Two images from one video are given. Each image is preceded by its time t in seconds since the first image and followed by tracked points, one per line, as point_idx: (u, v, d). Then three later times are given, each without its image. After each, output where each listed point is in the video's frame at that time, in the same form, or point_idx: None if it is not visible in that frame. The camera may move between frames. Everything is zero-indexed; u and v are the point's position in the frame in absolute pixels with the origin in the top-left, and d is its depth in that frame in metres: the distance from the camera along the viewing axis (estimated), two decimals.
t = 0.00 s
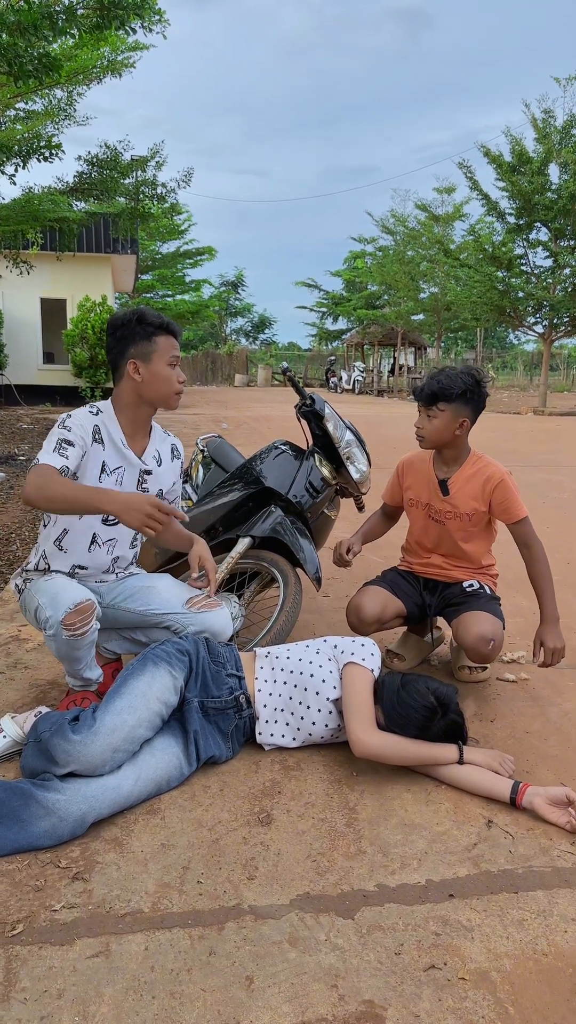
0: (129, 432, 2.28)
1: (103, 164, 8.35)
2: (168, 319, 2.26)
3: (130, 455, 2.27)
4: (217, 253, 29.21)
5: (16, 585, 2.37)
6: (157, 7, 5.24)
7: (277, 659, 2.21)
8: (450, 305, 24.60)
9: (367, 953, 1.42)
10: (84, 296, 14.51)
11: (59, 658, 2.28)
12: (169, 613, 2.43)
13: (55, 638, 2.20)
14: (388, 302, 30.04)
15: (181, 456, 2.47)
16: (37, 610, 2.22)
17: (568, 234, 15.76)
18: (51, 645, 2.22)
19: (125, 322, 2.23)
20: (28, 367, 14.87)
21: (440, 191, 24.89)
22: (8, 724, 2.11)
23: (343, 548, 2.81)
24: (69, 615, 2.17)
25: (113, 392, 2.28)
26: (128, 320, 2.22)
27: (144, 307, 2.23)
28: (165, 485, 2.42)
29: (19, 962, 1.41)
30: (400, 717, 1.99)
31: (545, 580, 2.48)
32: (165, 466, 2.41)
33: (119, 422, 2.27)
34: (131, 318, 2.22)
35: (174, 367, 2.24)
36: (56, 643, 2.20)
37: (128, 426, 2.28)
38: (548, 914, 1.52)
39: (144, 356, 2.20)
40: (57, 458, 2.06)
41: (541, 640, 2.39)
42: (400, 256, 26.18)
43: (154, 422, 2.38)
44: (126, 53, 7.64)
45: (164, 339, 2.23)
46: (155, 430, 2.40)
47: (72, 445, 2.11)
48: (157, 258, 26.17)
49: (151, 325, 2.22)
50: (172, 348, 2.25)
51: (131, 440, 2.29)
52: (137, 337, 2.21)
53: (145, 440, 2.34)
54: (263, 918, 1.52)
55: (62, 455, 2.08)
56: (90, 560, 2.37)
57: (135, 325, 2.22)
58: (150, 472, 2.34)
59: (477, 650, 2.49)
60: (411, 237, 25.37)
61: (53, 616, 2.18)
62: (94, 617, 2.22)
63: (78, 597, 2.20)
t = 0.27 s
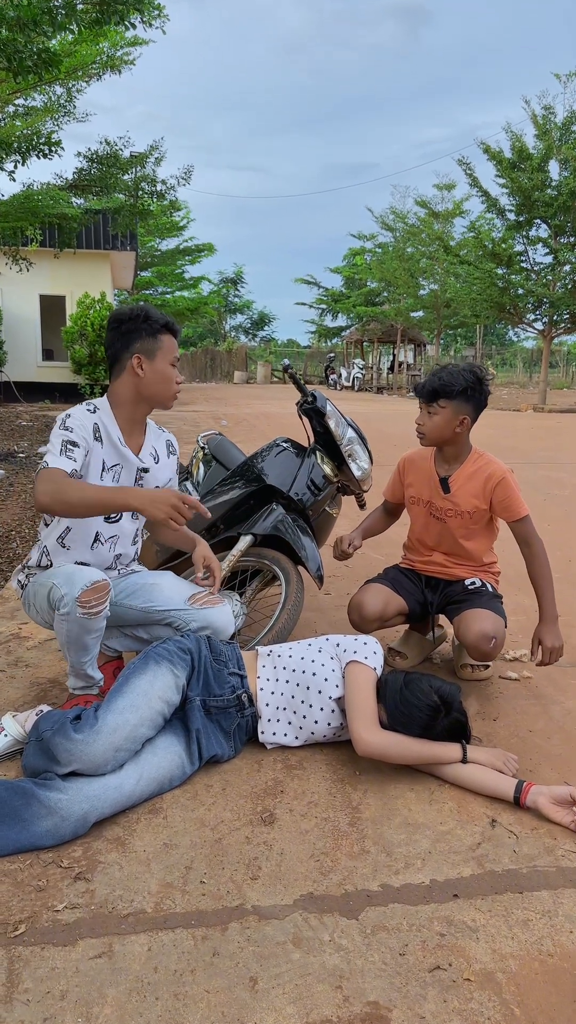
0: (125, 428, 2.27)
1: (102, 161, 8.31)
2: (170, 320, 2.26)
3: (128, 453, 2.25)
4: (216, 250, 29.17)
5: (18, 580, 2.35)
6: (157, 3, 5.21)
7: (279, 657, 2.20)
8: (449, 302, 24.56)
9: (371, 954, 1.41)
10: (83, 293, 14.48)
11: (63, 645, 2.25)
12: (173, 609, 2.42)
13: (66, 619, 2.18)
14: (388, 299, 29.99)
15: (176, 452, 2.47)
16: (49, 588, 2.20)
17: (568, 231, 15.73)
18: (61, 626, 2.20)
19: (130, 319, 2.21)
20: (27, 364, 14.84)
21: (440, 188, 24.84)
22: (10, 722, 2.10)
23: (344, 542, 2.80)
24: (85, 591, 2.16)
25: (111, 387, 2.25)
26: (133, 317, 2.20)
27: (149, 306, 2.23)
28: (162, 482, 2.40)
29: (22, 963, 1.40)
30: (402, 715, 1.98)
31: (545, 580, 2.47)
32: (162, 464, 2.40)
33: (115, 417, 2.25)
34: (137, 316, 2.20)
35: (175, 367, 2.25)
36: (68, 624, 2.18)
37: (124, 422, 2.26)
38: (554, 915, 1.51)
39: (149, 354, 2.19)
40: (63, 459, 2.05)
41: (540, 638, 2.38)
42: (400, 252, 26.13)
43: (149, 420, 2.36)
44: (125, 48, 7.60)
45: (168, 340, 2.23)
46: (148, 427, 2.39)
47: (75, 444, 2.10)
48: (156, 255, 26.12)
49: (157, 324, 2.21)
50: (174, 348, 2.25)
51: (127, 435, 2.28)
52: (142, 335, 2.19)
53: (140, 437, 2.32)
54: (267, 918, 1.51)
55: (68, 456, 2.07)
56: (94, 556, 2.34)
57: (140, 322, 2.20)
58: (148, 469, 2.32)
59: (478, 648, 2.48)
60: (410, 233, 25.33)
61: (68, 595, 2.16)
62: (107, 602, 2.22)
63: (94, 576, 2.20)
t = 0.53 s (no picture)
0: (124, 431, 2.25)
1: (102, 158, 8.29)
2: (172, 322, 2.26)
3: (127, 458, 2.24)
4: (216, 247, 29.14)
5: (20, 585, 2.35)
6: None
7: (280, 655, 2.19)
8: (449, 300, 24.53)
9: (374, 952, 1.40)
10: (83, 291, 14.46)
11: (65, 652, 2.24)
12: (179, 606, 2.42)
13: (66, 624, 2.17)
14: (388, 296, 29.96)
15: (168, 443, 2.48)
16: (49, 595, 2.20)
17: (568, 229, 15.70)
18: (61, 632, 2.19)
19: (138, 320, 2.17)
20: (27, 362, 14.83)
21: (440, 185, 24.80)
22: (11, 721, 2.10)
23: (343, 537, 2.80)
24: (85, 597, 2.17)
25: (111, 388, 2.22)
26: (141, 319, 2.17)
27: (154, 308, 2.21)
28: (161, 475, 2.43)
29: (23, 962, 1.40)
30: (403, 713, 1.97)
31: (544, 578, 2.46)
32: (158, 458, 2.41)
33: (114, 419, 2.22)
34: (145, 317, 2.17)
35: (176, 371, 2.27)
36: (68, 629, 2.18)
37: (122, 424, 2.24)
38: (556, 913, 1.51)
39: (158, 358, 2.18)
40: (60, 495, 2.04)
41: (537, 636, 2.37)
42: (400, 250, 26.09)
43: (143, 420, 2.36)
44: (124, 45, 7.57)
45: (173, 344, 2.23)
46: (142, 427, 2.38)
47: (72, 470, 2.08)
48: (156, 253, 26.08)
49: (164, 327, 2.20)
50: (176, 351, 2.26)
51: (125, 438, 2.26)
52: (150, 337, 2.17)
53: (136, 438, 2.31)
54: (268, 916, 1.51)
55: (65, 490, 2.06)
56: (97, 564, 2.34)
57: (149, 324, 2.18)
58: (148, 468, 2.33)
59: (477, 646, 2.48)
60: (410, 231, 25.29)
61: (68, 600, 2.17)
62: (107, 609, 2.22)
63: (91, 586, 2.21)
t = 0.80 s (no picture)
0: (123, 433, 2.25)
1: (101, 156, 8.27)
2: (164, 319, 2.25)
3: (132, 460, 2.24)
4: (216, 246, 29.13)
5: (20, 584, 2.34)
6: None
7: (280, 652, 2.19)
8: (449, 299, 24.51)
9: (373, 947, 1.41)
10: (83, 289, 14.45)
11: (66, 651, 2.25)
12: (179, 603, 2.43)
13: (66, 626, 2.18)
14: (388, 295, 29.94)
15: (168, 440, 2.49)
16: (48, 597, 2.21)
17: (568, 227, 15.68)
18: (61, 634, 2.21)
19: (126, 321, 2.18)
20: (27, 361, 14.82)
21: (440, 184, 24.77)
22: (11, 717, 2.10)
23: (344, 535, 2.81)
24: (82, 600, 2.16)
25: (107, 390, 2.22)
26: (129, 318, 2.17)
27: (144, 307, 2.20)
28: (163, 474, 2.43)
29: (24, 956, 1.40)
30: (401, 710, 1.97)
31: (541, 576, 2.46)
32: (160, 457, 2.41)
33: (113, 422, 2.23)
34: (134, 317, 2.17)
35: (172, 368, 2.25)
36: (67, 632, 2.18)
37: (122, 425, 2.24)
38: (555, 908, 1.52)
39: (148, 356, 2.18)
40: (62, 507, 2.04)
41: (532, 634, 2.38)
42: (400, 248, 26.07)
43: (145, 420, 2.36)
44: (124, 42, 7.55)
45: (165, 340, 2.22)
46: (144, 428, 2.38)
47: (76, 480, 2.07)
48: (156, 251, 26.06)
49: (154, 325, 2.20)
50: (170, 347, 2.25)
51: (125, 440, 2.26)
52: (139, 336, 2.17)
53: (138, 439, 2.31)
54: (268, 911, 1.51)
55: (68, 501, 2.06)
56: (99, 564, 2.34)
57: (137, 323, 2.18)
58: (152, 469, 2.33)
59: (474, 643, 2.48)
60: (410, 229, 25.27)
61: (66, 603, 2.17)
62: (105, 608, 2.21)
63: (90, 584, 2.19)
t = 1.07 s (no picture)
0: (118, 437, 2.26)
1: (101, 157, 8.29)
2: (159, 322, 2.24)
3: (129, 462, 2.24)
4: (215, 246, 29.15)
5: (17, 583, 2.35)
6: None
7: (278, 651, 2.21)
8: (449, 299, 24.53)
9: (370, 943, 1.42)
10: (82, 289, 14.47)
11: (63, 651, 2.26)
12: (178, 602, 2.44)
13: (60, 624, 2.19)
14: (387, 295, 29.95)
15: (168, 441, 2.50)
16: (43, 598, 2.22)
17: (567, 227, 15.70)
18: (56, 633, 2.21)
19: (117, 325, 2.18)
20: (27, 361, 14.82)
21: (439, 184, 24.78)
22: (10, 715, 2.11)
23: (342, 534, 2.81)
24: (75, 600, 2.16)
25: (102, 395, 2.23)
26: (121, 323, 2.17)
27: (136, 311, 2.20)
28: (162, 475, 2.44)
29: (23, 953, 1.41)
30: (397, 708, 1.99)
31: (536, 576, 2.47)
32: (159, 458, 2.42)
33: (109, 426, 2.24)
34: (127, 321, 2.18)
35: (167, 372, 2.24)
36: (62, 630, 2.20)
37: (118, 429, 2.25)
38: (550, 905, 1.53)
39: (141, 360, 2.18)
40: (57, 511, 2.06)
41: (527, 633, 2.39)
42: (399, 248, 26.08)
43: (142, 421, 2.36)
44: (123, 42, 7.56)
45: (159, 344, 2.21)
46: (142, 430, 2.39)
47: (70, 484, 2.08)
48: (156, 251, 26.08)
49: (148, 328, 2.19)
50: (165, 350, 2.24)
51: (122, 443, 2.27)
52: (132, 341, 2.17)
53: (136, 441, 2.32)
54: (266, 908, 1.53)
55: (63, 505, 2.07)
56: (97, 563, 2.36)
57: (130, 327, 2.18)
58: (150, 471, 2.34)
59: (469, 642, 2.50)
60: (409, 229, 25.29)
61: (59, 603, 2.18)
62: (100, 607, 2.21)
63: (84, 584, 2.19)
